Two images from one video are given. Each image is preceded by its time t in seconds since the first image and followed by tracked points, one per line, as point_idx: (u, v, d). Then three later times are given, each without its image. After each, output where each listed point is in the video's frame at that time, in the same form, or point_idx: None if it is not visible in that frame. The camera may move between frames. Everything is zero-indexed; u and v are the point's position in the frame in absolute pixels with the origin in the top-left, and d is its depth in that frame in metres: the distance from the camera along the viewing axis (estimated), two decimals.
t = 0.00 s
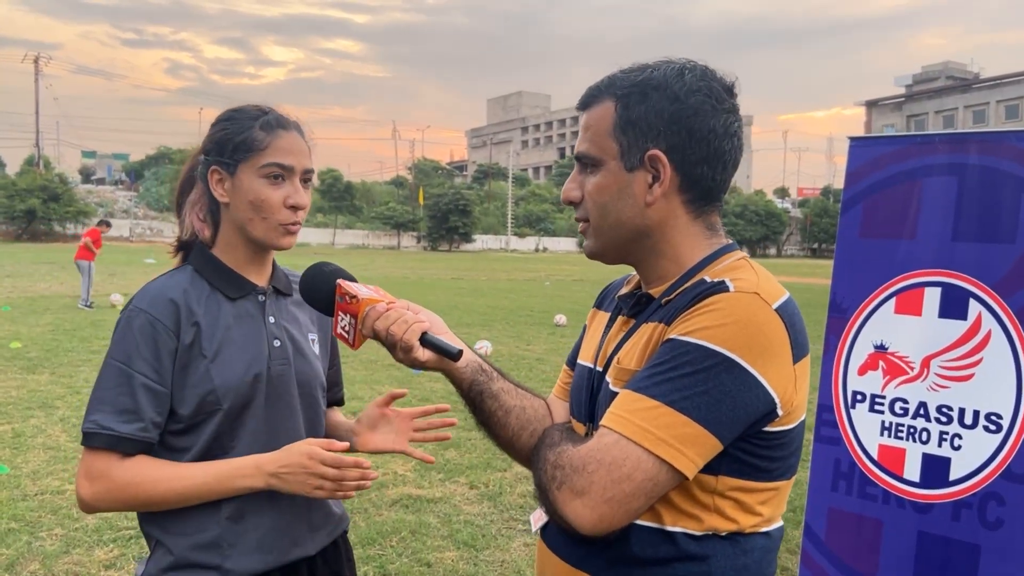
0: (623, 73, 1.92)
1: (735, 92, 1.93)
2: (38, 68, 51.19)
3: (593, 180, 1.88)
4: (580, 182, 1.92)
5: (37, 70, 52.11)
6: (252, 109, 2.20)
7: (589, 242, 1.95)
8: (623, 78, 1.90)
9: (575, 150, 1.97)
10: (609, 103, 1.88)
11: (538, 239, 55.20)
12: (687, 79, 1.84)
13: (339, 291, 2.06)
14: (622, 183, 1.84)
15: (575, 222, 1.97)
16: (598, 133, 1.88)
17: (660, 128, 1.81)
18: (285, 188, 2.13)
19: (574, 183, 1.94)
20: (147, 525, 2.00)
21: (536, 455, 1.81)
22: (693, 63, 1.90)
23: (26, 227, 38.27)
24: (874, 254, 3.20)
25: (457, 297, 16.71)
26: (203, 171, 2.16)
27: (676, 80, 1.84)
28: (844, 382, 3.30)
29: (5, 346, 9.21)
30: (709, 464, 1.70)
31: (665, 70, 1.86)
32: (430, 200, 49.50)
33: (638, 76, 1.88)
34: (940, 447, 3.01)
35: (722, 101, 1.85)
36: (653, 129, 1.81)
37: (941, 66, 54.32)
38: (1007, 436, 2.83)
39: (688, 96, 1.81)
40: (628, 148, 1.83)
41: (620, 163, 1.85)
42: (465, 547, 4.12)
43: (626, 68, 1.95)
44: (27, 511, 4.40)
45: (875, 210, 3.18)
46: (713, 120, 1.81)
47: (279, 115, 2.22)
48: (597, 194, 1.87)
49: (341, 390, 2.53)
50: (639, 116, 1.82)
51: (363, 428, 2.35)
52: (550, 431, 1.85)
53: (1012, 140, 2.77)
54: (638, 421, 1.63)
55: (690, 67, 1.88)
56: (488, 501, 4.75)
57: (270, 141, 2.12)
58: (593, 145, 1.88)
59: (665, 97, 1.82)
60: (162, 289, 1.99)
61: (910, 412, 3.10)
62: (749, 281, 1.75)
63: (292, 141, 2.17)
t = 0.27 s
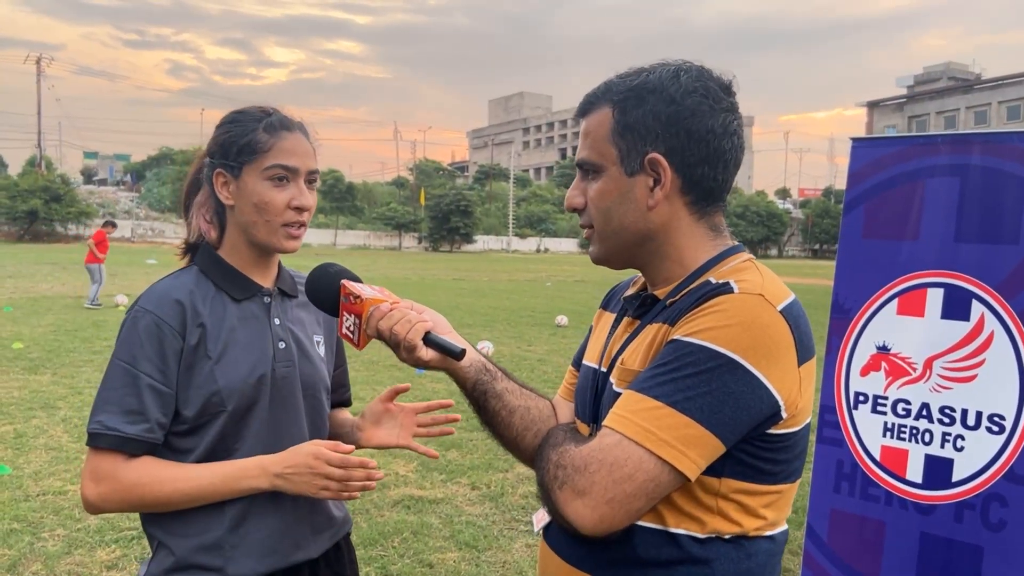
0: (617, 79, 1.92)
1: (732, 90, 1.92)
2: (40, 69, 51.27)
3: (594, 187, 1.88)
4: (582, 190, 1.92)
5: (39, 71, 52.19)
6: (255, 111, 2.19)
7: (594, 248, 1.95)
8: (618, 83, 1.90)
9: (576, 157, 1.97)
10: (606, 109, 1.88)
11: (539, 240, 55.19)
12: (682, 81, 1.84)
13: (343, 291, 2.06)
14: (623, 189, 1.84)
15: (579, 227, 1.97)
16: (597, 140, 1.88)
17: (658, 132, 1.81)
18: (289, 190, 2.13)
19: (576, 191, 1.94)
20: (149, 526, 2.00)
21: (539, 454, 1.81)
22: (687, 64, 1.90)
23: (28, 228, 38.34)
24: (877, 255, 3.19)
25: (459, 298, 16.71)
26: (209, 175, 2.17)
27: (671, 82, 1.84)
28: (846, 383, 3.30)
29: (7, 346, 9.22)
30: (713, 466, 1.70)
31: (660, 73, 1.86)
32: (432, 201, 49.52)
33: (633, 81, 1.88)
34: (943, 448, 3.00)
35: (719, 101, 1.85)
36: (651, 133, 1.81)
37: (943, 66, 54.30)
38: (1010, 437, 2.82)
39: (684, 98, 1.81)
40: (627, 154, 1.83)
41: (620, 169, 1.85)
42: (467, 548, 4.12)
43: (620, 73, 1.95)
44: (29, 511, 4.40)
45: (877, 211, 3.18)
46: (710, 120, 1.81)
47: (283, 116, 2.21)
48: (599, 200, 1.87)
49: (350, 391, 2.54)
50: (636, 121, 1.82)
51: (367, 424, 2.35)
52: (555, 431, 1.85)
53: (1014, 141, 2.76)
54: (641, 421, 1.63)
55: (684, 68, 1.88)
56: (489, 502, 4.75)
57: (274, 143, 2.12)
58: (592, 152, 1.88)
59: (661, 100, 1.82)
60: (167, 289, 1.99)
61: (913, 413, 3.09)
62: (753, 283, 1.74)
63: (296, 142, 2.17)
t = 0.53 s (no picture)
0: (618, 79, 1.92)
1: (734, 90, 1.92)
2: (42, 69, 51.28)
3: (596, 187, 1.88)
4: (584, 191, 1.92)
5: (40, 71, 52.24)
6: (249, 109, 2.20)
7: (595, 249, 1.94)
8: (620, 82, 1.90)
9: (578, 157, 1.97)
10: (608, 108, 1.88)
11: (540, 240, 55.19)
12: (685, 80, 1.84)
13: (342, 291, 2.05)
14: (625, 188, 1.84)
15: (580, 228, 1.96)
16: (599, 140, 1.88)
17: (661, 131, 1.81)
18: (290, 183, 2.13)
19: (578, 192, 1.94)
20: (151, 527, 2.00)
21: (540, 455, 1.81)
22: (690, 63, 1.90)
23: (29, 228, 38.39)
24: (878, 256, 3.19)
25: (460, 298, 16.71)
26: (208, 177, 2.17)
27: (674, 81, 1.84)
28: (848, 384, 3.29)
29: (8, 346, 9.23)
30: (717, 466, 1.70)
31: (662, 72, 1.86)
32: (432, 201, 49.53)
33: (636, 79, 1.88)
34: (945, 449, 3.00)
35: (721, 100, 1.85)
36: (654, 132, 1.81)
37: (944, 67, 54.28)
38: (1012, 438, 2.82)
39: (687, 97, 1.81)
40: (629, 153, 1.83)
41: (623, 168, 1.84)
42: (468, 549, 4.12)
43: (623, 72, 1.95)
44: (30, 511, 4.40)
45: (879, 211, 3.18)
46: (714, 119, 1.81)
47: (278, 111, 2.22)
48: (601, 200, 1.87)
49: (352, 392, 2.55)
50: (639, 120, 1.82)
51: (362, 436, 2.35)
52: (555, 432, 1.85)
53: (1016, 141, 2.76)
54: (646, 421, 1.62)
55: (688, 67, 1.88)
56: (490, 502, 4.75)
57: (270, 137, 2.13)
58: (594, 152, 1.88)
59: (664, 99, 1.82)
60: (168, 290, 1.99)
61: (915, 413, 3.09)
62: (758, 282, 1.74)
63: (293, 135, 2.17)
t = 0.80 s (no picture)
0: (621, 76, 1.91)
1: (738, 90, 1.92)
2: (43, 69, 51.31)
3: (597, 185, 1.87)
4: (584, 188, 1.91)
5: (41, 71, 52.27)
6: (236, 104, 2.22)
7: (595, 247, 1.94)
8: (622, 80, 1.89)
9: (578, 155, 1.96)
10: (609, 106, 1.87)
11: (541, 240, 55.18)
12: (687, 78, 1.83)
13: (340, 294, 2.04)
14: (626, 186, 1.83)
15: (580, 226, 1.96)
16: (600, 138, 1.87)
17: (662, 129, 1.80)
18: (281, 169, 2.14)
19: (578, 189, 1.93)
20: (152, 528, 2.00)
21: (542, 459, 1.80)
22: (693, 62, 1.90)
23: (30, 228, 38.42)
24: (880, 256, 3.18)
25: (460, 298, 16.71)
26: (202, 175, 2.17)
27: (677, 79, 1.83)
28: (850, 384, 3.28)
29: (8, 346, 9.22)
30: (720, 468, 1.69)
31: (665, 70, 1.86)
32: (433, 201, 49.53)
33: (638, 77, 1.87)
34: (946, 449, 2.99)
35: (724, 98, 1.84)
36: (656, 131, 1.81)
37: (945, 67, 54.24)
38: (1014, 438, 2.81)
39: (690, 96, 1.80)
40: (630, 151, 1.82)
41: (624, 166, 1.84)
42: (469, 548, 4.11)
43: (625, 70, 1.94)
44: (31, 511, 4.40)
45: (880, 211, 3.17)
46: (716, 118, 1.81)
47: (265, 105, 2.23)
48: (602, 198, 1.86)
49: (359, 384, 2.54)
50: (641, 118, 1.81)
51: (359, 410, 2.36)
52: (556, 434, 1.84)
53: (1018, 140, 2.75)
54: (648, 422, 1.62)
55: (691, 66, 1.87)
56: (491, 502, 4.74)
57: (259, 126, 2.14)
58: (595, 149, 1.87)
59: (666, 97, 1.81)
60: (169, 290, 1.98)
61: (917, 413, 3.08)
62: (761, 281, 1.74)
63: (281, 123, 2.19)
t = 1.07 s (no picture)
0: (621, 73, 1.91)
1: (738, 86, 1.91)
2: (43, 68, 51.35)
3: (597, 184, 1.87)
4: (584, 187, 1.91)
5: (42, 70, 52.30)
6: (228, 105, 2.18)
7: (596, 245, 1.94)
8: (621, 78, 1.88)
9: (578, 154, 1.96)
10: (609, 104, 1.87)
11: (542, 239, 55.18)
12: (687, 76, 1.83)
13: (340, 291, 2.04)
14: (627, 184, 1.83)
15: (581, 226, 1.95)
16: (600, 136, 1.87)
17: (663, 127, 1.80)
18: (277, 176, 2.12)
19: (578, 188, 1.92)
20: (152, 528, 1.99)
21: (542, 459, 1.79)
22: (693, 59, 1.89)
23: (31, 227, 38.45)
24: (882, 255, 3.18)
25: (461, 297, 16.72)
26: (196, 177, 2.15)
27: (677, 77, 1.83)
28: (851, 383, 3.28)
29: (9, 345, 9.23)
30: (721, 468, 1.69)
31: (665, 67, 1.85)
32: (434, 201, 49.52)
33: (638, 75, 1.87)
34: (948, 448, 2.98)
35: (724, 95, 1.84)
36: (656, 129, 1.80)
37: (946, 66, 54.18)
38: (1016, 437, 2.81)
39: (690, 93, 1.80)
40: (631, 149, 1.82)
41: (625, 164, 1.83)
42: (470, 547, 4.11)
43: (625, 68, 1.93)
44: (32, 510, 4.40)
45: (882, 210, 3.16)
46: (717, 115, 1.80)
47: (257, 106, 2.20)
48: (603, 197, 1.86)
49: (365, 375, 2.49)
50: (641, 116, 1.81)
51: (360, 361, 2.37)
52: (556, 433, 1.83)
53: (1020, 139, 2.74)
54: (649, 422, 1.62)
55: (691, 63, 1.87)
56: (491, 501, 4.74)
57: (253, 132, 2.11)
58: (596, 148, 1.87)
59: (667, 94, 1.81)
60: (166, 288, 1.98)
61: (918, 413, 3.07)
62: (762, 280, 1.74)
63: (275, 127, 2.15)
